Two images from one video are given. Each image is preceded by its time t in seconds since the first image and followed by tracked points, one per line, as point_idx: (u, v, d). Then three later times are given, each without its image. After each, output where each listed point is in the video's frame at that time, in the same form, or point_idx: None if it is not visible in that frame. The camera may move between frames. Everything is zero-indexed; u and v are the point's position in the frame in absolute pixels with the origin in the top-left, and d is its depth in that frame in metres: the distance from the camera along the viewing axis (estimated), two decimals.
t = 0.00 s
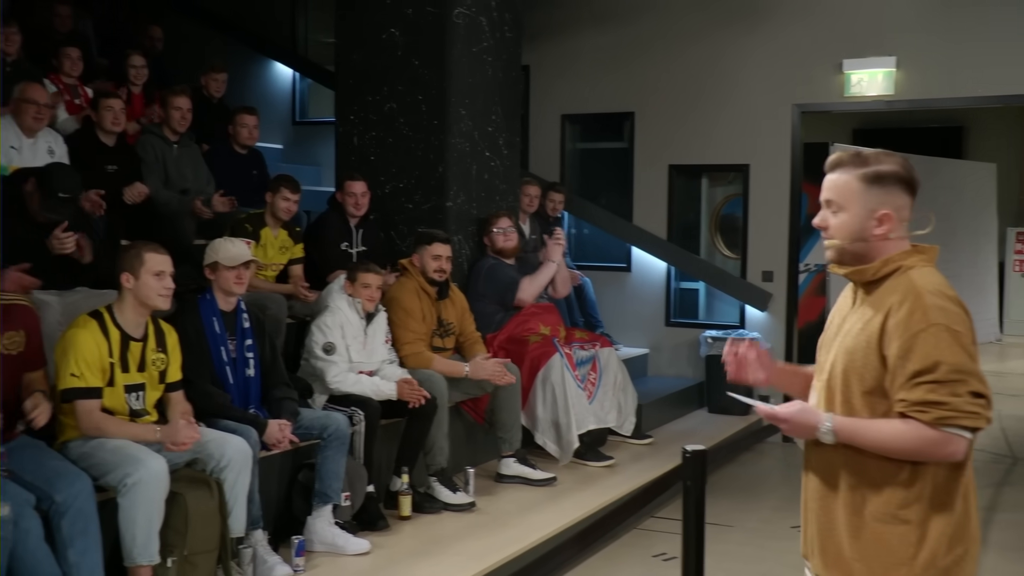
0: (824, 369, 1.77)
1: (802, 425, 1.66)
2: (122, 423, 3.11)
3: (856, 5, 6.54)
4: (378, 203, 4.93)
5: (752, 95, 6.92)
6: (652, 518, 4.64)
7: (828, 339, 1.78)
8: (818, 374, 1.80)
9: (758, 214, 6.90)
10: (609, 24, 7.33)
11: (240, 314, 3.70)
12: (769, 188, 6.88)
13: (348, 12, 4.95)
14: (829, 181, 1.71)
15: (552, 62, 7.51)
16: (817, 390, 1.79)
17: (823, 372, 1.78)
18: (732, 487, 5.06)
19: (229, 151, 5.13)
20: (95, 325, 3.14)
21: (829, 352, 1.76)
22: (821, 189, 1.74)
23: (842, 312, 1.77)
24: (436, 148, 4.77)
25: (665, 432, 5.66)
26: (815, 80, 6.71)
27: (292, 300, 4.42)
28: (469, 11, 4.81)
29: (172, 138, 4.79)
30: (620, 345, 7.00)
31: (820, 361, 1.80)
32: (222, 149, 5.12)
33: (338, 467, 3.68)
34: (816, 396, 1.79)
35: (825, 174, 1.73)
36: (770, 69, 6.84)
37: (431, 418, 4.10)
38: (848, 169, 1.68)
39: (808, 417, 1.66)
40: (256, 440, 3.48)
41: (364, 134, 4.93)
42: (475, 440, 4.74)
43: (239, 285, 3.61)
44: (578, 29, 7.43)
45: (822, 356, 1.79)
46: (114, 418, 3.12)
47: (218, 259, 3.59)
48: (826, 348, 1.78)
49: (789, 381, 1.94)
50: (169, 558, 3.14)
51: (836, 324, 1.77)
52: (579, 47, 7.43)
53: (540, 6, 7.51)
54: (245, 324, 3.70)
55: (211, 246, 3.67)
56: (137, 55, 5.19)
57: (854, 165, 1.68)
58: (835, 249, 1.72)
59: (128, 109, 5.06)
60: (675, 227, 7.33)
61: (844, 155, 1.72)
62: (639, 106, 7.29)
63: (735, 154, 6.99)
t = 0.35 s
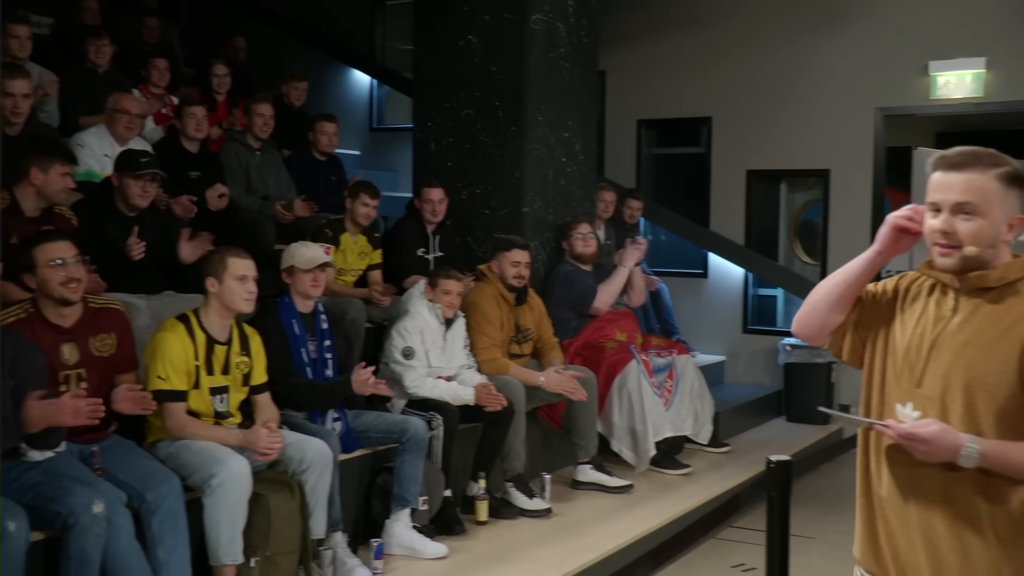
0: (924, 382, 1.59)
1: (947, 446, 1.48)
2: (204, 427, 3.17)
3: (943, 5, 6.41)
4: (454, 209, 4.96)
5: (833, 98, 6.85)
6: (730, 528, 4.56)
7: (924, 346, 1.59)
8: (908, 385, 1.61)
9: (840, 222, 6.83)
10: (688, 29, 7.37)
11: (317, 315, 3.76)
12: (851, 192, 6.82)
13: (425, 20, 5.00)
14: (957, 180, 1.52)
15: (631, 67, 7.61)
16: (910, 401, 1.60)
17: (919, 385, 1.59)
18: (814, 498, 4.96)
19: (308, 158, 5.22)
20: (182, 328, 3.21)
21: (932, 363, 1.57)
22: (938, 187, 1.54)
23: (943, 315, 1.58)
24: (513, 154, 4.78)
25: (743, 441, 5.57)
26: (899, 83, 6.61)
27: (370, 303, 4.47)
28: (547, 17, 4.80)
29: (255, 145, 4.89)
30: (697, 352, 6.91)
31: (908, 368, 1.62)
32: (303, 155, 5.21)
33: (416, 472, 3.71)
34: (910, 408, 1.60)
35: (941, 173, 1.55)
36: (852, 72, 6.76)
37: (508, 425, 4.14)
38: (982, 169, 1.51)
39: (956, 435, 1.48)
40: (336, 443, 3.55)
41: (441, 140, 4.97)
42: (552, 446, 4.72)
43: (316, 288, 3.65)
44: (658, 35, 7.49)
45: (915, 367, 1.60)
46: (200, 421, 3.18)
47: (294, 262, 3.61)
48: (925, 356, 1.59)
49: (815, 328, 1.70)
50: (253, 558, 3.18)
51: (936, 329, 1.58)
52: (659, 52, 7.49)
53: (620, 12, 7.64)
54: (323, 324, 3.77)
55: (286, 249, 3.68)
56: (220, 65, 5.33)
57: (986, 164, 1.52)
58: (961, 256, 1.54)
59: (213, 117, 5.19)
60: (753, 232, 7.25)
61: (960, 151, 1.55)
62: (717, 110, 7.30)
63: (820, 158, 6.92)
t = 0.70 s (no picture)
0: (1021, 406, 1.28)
1: None
2: (278, 434, 3.22)
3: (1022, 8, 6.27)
4: (520, 217, 4.97)
5: (906, 105, 6.72)
6: (798, 543, 4.49)
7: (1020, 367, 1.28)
8: (999, 409, 1.29)
9: (912, 232, 6.68)
10: (757, 35, 7.32)
11: (385, 322, 3.79)
12: (923, 202, 6.66)
13: (492, 30, 5.02)
14: None
15: (698, 76, 7.59)
16: (1004, 427, 1.29)
17: (1014, 408, 1.28)
18: (885, 514, 4.84)
19: (376, 167, 5.28)
20: (256, 336, 3.26)
21: None
22: None
23: None
24: (579, 162, 4.78)
25: (811, 454, 5.47)
26: (975, 89, 6.47)
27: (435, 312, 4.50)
28: (614, 26, 4.80)
29: (324, 154, 4.95)
30: (763, 363, 6.81)
31: (997, 390, 1.30)
32: (370, 164, 5.27)
33: (481, 481, 3.71)
34: (1006, 435, 1.29)
35: None
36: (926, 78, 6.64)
37: (573, 435, 4.12)
38: None
39: None
40: (402, 451, 3.54)
41: (507, 149, 4.99)
42: (616, 456, 4.70)
43: (383, 294, 3.68)
44: (726, 44, 7.46)
45: (1008, 390, 1.29)
46: (273, 427, 3.23)
47: (364, 268, 3.66)
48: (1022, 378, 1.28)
49: (871, 340, 1.35)
50: (321, 564, 3.21)
51: None
52: (726, 61, 7.47)
53: (687, 20, 7.64)
54: (390, 331, 3.80)
55: (355, 256, 3.73)
56: (288, 75, 5.42)
57: None
58: None
59: (282, 126, 5.28)
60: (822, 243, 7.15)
61: None
62: (785, 118, 7.22)
63: (892, 165, 6.78)
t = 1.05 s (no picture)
0: None
1: None
2: (323, 438, 3.24)
3: None
4: (557, 223, 4.97)
5: (950, 110, 6.64)
6: (840, 553, 4.46)
7: None
8: (1014, 416, 1.22)
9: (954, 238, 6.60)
10: (796, 40, 7.26)
11: (424, 326, 3.81)
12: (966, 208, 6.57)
13: (532, 36, 5.03)
14: None
15: (736, 82, 7.55)
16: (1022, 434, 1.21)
17: None
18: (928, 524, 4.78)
19: (414, 173, 5.31)
20: (297, 341, 3.29)
21: None
22: None
23: None
24: (617, 168, 4.77)
25: (850, 463, 5.42)
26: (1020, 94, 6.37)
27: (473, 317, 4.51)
28: (653, 31, 4.78)
29: (363, 160, 4.98)
30: (802, 370, 6.74)
31: (1010, 395, 1.22)
32: (409, 170, 5.31)
33: (519, 487, 3.71)
34: None
35: None
36: (970, 83, 6.56)
37: (612, 440, 4.10)
38: None
39: None
40: (442, 457, 3.55)
41: (545, 155, 5.00)
42: (653, 463, 4.68)
43: (424, 299, 3.71)
44: (763, 49, 7.42)
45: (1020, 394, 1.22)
46: (313, 432, 3.25)
47: (404, 273, 3.70)
48: None
49: (874, 355, 1.27)
50: (360, 568, 3.24)
51: None
52: (763, 67, 7.43)
53: (725, 25, 7.61)
54: (429, 335, 3.81)
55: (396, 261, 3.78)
56: (326, 81, 5.46)
57: None
58: None
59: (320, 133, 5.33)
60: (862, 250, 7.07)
61: None
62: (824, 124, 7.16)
63: (933, 171, 6.70)
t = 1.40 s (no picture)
0: (1008, 415, 1.32)
1: None
2: (335, 442, 3.25)
3: None
4: (566, 228, 4.98)
5: (959, 116, 6.63)
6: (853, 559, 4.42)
7: (997, 378, 1.33)
8: (987, 421, 1.33)
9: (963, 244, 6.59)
10: (804, 45, 7.27)
11: (435, 330, 3.80)
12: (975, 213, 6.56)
13: (542, 41, 5.03)
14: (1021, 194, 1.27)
15: (744, 86, 7.55)
16: (998, 439, 1.32)
17: (1001, 418, 1.32)
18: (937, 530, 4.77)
19: (423, 177, 5.33)
20: (308, 345, 3.30)
21: (1017, 392, 1.31)
22: (1002, 203, 1.27)
23: (1006, 341, 1.33)
24: (626, 173, 4.77)
25: (858, 468, 5.41)
26: None
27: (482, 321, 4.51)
28: (663, 36, 4.78)
29: (372, 164, 4.99)
30: (810, 375, 6.73)
31: (984, 401, 1.33)
32: (418, 174, 5.32)
33: (529, 491, 3.72)
34: (1001, 445, 1.31)
35: (998, 187, 1.28)
36: (979, 88, 6.56)
37: (621, 446, 4.09)
38: None
39: None
40: (451, 461, 3.55)
41: (554, 159, 5.00)
42: (661, 468, 4.68)
43: (436, 303, 3.72)
44: (771, 54, 7.42)
45: (991, 400, 1.33)
46: (324, 436, 3.26)
47: (417, 277, 3.71)
48: (1002, 388, 1.32)
49: (848, 370, 1.33)
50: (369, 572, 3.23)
51: (1004, 355, 1.33)
52: (771, 71, 7.43)
53: (733, 29, 7.61)
54: (439, 339, 3.80)
55: (408, 265, 3.79)
56: (336, 85, 5.47)
57: None
58: None
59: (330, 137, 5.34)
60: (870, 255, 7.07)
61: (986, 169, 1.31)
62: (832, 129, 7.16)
63: (941, 176, 6.70)
